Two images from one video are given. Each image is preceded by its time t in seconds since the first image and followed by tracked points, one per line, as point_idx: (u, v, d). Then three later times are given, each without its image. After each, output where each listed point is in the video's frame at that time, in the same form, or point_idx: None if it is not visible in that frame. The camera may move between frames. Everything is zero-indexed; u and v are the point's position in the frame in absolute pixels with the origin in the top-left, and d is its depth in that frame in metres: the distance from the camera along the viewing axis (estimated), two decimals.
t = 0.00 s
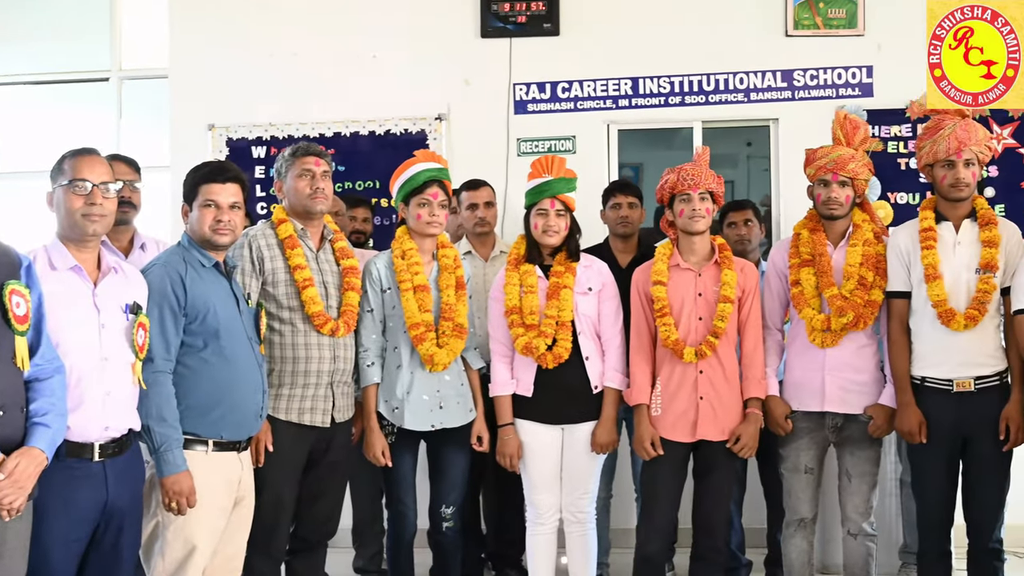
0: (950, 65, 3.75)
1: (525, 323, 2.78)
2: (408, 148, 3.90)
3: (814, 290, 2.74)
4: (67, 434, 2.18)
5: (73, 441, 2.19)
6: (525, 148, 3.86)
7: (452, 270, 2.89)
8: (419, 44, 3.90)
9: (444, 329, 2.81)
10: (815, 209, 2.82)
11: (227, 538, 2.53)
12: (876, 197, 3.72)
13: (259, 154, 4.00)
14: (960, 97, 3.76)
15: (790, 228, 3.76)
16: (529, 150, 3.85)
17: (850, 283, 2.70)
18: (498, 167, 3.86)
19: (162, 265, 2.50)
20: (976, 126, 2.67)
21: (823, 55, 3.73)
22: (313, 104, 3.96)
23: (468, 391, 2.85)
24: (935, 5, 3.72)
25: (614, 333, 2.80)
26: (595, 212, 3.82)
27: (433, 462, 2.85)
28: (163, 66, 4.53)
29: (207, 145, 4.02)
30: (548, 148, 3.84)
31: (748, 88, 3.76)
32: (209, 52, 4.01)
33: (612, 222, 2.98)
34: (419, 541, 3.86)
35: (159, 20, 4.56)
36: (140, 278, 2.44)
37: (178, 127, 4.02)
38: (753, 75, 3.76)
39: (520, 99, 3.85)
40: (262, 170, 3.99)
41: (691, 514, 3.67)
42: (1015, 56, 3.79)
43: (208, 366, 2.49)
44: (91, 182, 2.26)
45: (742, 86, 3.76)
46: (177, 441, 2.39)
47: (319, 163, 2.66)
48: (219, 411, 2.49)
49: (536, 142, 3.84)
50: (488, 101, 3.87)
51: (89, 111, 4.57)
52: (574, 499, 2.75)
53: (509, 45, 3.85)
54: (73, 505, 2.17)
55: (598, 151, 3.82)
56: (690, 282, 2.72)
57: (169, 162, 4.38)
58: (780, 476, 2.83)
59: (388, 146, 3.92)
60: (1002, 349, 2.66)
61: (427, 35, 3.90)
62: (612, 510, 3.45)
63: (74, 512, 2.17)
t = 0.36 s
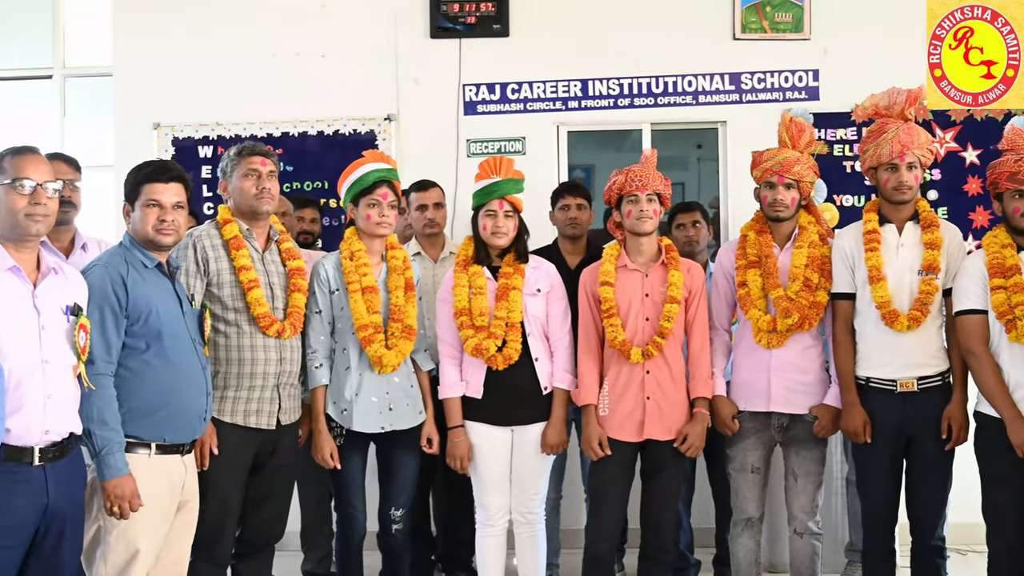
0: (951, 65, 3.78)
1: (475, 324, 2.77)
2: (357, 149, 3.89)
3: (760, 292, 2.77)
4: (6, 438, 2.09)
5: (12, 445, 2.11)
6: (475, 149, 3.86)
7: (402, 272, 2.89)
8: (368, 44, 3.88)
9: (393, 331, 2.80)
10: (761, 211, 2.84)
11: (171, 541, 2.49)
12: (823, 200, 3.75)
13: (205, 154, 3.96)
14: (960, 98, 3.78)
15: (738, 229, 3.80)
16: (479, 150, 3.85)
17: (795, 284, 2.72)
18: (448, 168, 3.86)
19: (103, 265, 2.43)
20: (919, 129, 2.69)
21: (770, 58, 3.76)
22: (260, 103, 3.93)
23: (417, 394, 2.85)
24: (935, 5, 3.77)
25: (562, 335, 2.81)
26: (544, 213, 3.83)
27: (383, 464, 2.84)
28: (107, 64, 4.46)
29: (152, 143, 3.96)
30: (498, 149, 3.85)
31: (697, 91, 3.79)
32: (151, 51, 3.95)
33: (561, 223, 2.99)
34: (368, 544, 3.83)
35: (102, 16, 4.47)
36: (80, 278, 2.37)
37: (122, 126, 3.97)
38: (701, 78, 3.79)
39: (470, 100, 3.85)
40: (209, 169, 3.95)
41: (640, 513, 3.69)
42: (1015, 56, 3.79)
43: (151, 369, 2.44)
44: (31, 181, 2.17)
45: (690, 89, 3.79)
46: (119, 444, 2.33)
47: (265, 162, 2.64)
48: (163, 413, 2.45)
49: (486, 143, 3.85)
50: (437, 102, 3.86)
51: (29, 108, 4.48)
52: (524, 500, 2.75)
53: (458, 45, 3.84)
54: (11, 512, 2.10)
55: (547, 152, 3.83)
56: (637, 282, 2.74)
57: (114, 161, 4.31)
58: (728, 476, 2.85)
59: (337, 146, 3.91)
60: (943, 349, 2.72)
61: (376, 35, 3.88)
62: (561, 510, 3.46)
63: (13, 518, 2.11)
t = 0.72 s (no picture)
0: (951, 65, 3.81)
1: (427, 327, 2.77)
2: (310, 151, 3.87)
3: (710, 294, 2.78)
4: None
5: None
6: (428, 151, 3.86)
7: (354, 275, 2.88)
8: (321, 45, 3.86)
9: (344, 334, 2.79)
10: (711, 215, 2.86)
11: (116, 548, 2.45)
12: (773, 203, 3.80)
13: (155, 155, 3.91)
14: (960, 98, 3.82)
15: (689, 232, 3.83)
16: (432, 152, 3.85)
17: (744, 287, 2.74)
18: (401, 170, 3.85)
19: (46, 268, 2.37)
20: (866, 134, 2.70)
21: (721, 62, 3.79)
22: (210, 104, 3.90)
23: (368, 398, 2.84)
24: (934, 5, 3.79)
25: (514, 338, 2.82)
26: (496, 216, 3.84)
27: (333, 469, 2.84)
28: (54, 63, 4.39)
29: (100, 143, 3.92)
30: (450, 151, 3.85)
31: (649, 94, 3.81)
32: (99, 50, 3.91)
33: (514, 225, 2.99)
34: (319, 548, 3.81)
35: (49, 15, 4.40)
36: (23, 280, 2.29)
37: (69, 126, 3.92)
38: (653, 81, 3.81)
39: (423, 101, 3.84)
40: (158, 170, 3.91)
41: (591, 515, 3.71)
42: (1015, 56, 3.82)
43: (96, 373, 2.39)
44: None
45: (643, 92, 3.81)
46: (62, 450, 2.26)
47: (213, 164, 2.61)
48: (107, 417, 2.41)
49: (438, 145, 3.85)
50: (390, 104, 3.85)
51: None
52: (474, 504, 2.76)
53: (411, 47, 3.83)
54: None
55: (500, 154, 3.85)
56: (586, 286, 2.77)
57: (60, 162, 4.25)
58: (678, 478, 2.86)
59: (288, 148, 3.88)
60: (889, 351, 2.74)
61: (329, 36, 3.86)
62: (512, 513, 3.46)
63: None
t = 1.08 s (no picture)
0: (951, 65, 3.89)
1: (383, 330, 2.77)
2: (266, 153, 3.86)
3: (666, 297, 2.79)
4: None
5: None
6: (385, 154, 3.86)
7: (311, 278, 2.86)
8: (277, 47, 3.84)
9: (300, 338, 2.78)
10: (667, 218, 2.88)
11: (68, 554, 2.40)
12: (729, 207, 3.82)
13: (108, 158, 3.88)
14: (960, 98, 3.90)
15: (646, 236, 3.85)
16: (389, 156, 3.85)
17: (700, 289, 2.76)
18: (359, 173, 3.84)
19: None
20: (820, 138, 2.70)
21: (677, 67, 3.83)
22: (165, 106, 3.86)
23: (325, 401, 2.83)
24: (935, 5, 3.87)
25: (472, 341, 2.83)
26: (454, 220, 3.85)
27: (290, 473, 2.81)
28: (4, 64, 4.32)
29: (52, 145, 3.88)
30: (408, 154, 3.85)
31: (606, 98, 3.83)
32: (49, 51, 3.85)
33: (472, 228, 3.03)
34: (275, 554, 3.78)
35: None
36: None
37: (19, 127, 3.86)
38: (611, 86, 3.83)
39: (381, 105, 3.84)
40: (111, 172, 3.87)
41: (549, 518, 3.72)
42: (1014, 56, 3.92)
43: (48, 377, 2.33)
44: None
45: (600, 96, 3.83)
46: (13, 455, 2.19)
47: (165, 166, 2.61)
48: (58, 422, 2.35)
49: (396, 148, 3.85)
50: (346, 107, 3.84)
51: None
52: (432, 507, 2.75)
53: (368, 50, 3.83)
54: None
55: (458, 158, 3.85)
56: (543, 289, 2.79)
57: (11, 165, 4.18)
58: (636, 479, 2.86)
59: (244, 150, 3.87)
60: (844, 353, 2.74)
61: (284, 38, 3.84)
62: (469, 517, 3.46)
63: None
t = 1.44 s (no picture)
0: (951, 65, 3.95)
1: (342, 331, 2.76)
2: (225, 153, 3.83)
3: (626, 297, 2.80)
4: None
5: None
6: (346, 155, 3.85)
7: (270, 278, 2.84)
8: (235, 47, 3.82)
9: (259, 339, 2.76)
10: (627, 219, 2.89)
11: (21, 558, 2.37)
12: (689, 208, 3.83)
13: (64, 157, 3.84)
14: (960, 97, 3.96)
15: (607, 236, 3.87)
16: (350, 156, 3.84)
17: (660, 290, 2.77)
18: (318, 174, 3.83)
19: None
20: (778, 139, 2.71)
21: (638, 68, 3.84)
22: (121, 105, 3.83)
23: (286, 403, 2.81)
24: (935, 5, 3.93)
25: (432, 341, 2.83)
26: (415, 220, 3.84)
27: (249, 475, 2.79)
28: None
29: (5, 144, 3.83)
30: (368, 155, 3.84)
31: (567, 99, 3.84)
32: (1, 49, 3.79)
33: (432, 229, 3.03)
34: (234, 557, 3.75)
35: None
36: None
37: None
38: (572, 86, 3.84)
39: (340, 105, 3.83)
40: (66, 172, 3.83)
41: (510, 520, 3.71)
42: (1014, 56, 3.96)
43: None
44: None
45: (561, 97, 3.84)
46: None
47: (119, 167, 2.59)
48: (10, 424, 2.30)
49: (356, 148, 3.84)
50: (305, 107, 3.83)
51: None
52: (392, 509, 2.76)
53: (328, 49, 3.82)
54: None
55: (418, 158, 3.85)
56: (502, 290, 2.81)
57: None
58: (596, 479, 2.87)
59: (202, 150, 3.84)
60: (801, 353, 2.76)
61: (243, 37, 3.82)
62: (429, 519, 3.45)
63: None
